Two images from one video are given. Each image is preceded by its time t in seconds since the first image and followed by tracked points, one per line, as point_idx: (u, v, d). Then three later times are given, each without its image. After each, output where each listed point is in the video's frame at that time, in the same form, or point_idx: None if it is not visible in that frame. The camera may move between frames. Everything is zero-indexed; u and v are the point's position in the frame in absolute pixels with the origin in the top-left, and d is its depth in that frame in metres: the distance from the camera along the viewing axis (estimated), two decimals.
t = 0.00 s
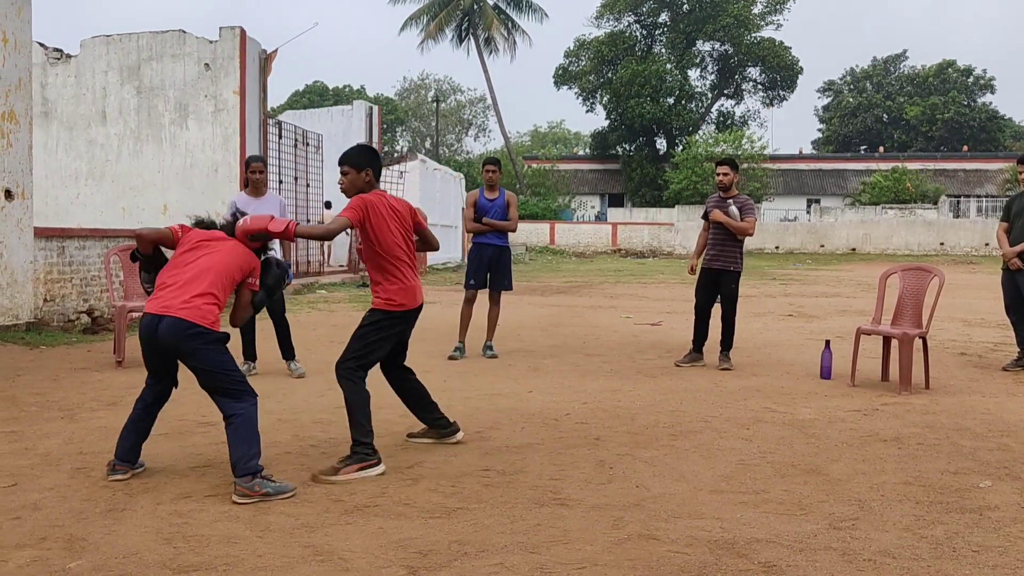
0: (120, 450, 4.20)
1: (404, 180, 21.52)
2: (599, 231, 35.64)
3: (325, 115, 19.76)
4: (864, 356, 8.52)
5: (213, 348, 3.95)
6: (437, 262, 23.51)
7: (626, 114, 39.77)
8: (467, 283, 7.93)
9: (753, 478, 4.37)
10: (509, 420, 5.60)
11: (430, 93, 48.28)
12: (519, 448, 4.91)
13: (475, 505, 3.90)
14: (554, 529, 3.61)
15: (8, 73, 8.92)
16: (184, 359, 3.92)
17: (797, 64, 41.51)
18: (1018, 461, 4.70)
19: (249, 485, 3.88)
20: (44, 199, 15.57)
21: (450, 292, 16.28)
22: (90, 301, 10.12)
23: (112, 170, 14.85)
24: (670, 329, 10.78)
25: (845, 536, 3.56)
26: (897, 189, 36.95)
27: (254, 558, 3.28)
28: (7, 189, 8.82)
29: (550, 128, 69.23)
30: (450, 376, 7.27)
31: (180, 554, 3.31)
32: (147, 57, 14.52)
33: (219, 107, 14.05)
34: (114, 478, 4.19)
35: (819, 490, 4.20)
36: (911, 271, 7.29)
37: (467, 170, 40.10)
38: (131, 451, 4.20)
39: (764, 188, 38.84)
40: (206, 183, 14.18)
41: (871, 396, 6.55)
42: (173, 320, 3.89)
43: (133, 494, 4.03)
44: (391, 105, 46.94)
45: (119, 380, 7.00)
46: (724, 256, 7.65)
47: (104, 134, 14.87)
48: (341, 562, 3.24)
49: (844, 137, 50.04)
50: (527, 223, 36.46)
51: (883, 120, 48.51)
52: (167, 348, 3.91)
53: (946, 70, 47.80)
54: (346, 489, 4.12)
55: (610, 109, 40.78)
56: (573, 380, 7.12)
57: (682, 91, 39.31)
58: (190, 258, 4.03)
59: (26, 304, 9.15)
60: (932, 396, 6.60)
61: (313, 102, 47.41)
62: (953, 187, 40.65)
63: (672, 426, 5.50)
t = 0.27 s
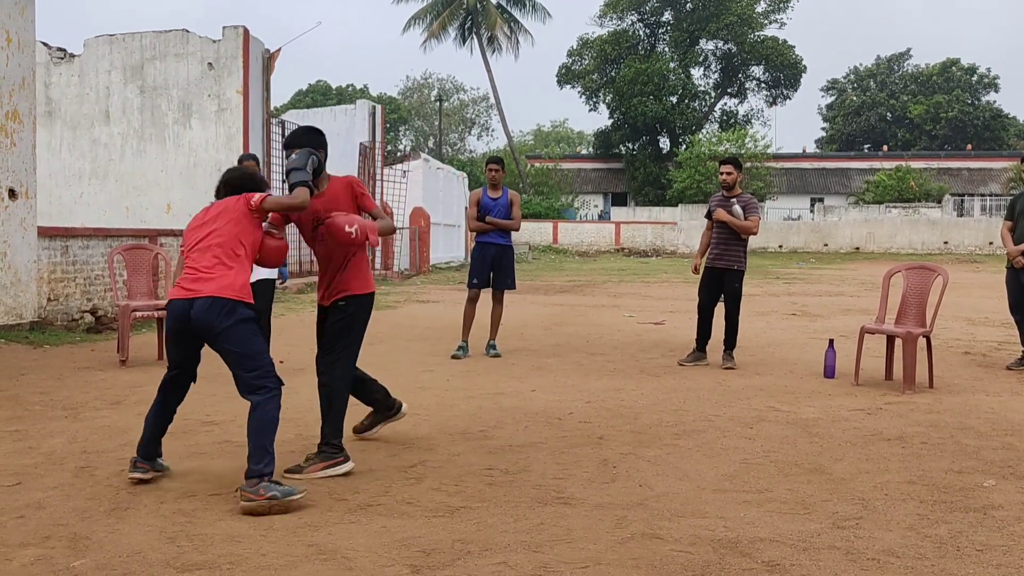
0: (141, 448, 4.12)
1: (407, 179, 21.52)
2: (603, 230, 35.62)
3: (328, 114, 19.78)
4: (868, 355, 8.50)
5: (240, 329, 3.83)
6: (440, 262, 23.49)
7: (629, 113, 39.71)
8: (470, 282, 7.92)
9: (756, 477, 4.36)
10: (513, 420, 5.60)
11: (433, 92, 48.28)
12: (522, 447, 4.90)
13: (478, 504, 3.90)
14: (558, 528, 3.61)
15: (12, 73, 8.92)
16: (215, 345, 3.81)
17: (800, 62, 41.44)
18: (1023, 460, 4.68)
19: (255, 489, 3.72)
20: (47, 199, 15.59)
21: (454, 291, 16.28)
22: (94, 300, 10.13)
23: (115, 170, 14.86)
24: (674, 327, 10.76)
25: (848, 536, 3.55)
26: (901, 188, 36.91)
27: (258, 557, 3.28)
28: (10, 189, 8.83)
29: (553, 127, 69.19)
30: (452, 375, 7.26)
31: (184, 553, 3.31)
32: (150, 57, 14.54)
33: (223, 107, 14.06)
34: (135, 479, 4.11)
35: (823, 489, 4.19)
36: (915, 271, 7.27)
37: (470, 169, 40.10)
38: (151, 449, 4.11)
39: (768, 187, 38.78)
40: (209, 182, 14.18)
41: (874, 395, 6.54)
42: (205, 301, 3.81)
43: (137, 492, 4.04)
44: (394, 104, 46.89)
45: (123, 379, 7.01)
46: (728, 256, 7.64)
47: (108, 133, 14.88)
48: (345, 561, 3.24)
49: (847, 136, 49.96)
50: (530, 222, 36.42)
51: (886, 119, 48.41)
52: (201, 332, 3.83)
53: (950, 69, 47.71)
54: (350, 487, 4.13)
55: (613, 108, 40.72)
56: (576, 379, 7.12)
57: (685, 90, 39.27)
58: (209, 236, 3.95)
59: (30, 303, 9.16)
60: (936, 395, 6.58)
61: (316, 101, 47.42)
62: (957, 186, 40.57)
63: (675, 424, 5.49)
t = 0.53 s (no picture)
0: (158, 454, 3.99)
1: (410, 178, 21.53)
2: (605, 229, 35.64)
3: (331, 113, 19.84)
4: (870, 354, 8.50)
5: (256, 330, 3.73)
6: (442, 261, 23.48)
7: (632, 112, 39.68)
8: (472, 281, 7.91)
9: (759, 476, 4.36)
10: (515, 418, 5.60)
11: (436, 91, 48.29)
12: (524, 446, 4.91)
13: (480, 503, 3.90)
14: (560, 527, 3.61)
15: (15, 73, 8.93)
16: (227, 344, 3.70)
17: (803, 61, 41.40)
18: None
19: (249, 496, 3.62)
20: (51, 199, 15.61)
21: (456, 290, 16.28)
22: (97, 299, 10.15)
23: (118, 169, 14.88)
24: (676, 326, 10.76)
25: (850, 535, 3.55)
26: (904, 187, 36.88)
27: (261, 556, 3.28)
28: (14, 188, 8.83)
29: (556, 125, 69.20)
30: (454, 374, 7.26)
31: (187, 551, 3.32)
32: (153, 56, 14.55)
33: (226, 106, 14.07)
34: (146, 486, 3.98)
35: (826, 488, 4.18)
36: (918, 270, 7.27)
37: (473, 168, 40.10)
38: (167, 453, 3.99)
39: (771, 185, 38.75)
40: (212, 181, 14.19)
41: (877, 394, 6.54)
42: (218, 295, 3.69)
43: (141, 491, 4.04)
44: (397, 104, 46.92)
45: (126, 378, 7.02)
46: (731, 255, 7.63)
47: (111, 133, 14.90)
48: (348, 560, 3.24)
49: (850, 134, 49.92)
50: (533, 221, 36.41)
51: (889, 118, 48.36)
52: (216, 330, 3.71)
53: (953, 67, 47.64)
54: (353, 486, 4.13)
55: (616, 107, 40.68)
56: (578, 378, 7.12)
57: (688, 89, 39.26)
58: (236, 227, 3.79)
59: (33, 302, 9.17)
60: (939, 394, 6.57)
61: (318, 100, 47.46)
62: (959, 185, 40.53)
63: (678, 423, 5.49)
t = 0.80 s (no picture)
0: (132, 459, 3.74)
1: (412, 178, 21.53)
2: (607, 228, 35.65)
3: (333, 113, 19.86)
4: (873, 353, 8.49)
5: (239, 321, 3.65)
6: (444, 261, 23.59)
7: (634, 111, 39.66)
8: (474, 281, 7.91)
9: (762, 476, 4.36)
10: (518, 417, 5.60)
11: (438, 91, 48.31)
12: (527, 445, 4.91)
13: (483, 502, 3.90)
14: (563, 526, 3.61)
15: (17, 72, 8.92)
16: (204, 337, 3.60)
17: (805, 60, 41.40)
18: None
19: (252, 496, 3.62)
20: (53, 198, 15.63)
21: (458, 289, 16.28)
22: (100, 298, 10.17)
23: (121, 168, 14.92)
24: (678, 326, 10.76)
25: (853, 534, 3.54)
26: (906, 186, 36.86)
27: (263, 555, 3.28)
28: (16, 187, 8.83)
29: (558, 124, 69.19)
30: (457, 373, 7.27)
31: (190, 550, 3.32)
32: (155, 56, 14.56)
33: (228, 105, 14.07)
34: (123, 493, 3.69)
35: (828, 487, 4.18)
36: (920, 268, 7.27)
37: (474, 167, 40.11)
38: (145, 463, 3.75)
39: (773, 184, 38.72)
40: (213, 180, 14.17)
41: (879, 394, 6.53)
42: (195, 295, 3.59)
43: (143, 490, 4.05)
44: (399, 103, 46.91)
45: (128, 377, 7.03)
46: (732, 254, 7.63)
47: (113, 132, 14.92)
48: (351, 559, 3.24)
49: (853, 133, 49.90)
50: (535, 220, 36.38)
51: (892, 117, 48.31)
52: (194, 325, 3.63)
53: (956, 66, 47.64)
54: (356, 485, 4.14)
55: (618, 106, 40.66)
56: (581, 377, 7.12)
57: (690, 88, 39.26)
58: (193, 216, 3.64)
59: (36, 301, 9.19)
60: (941, 393, 6.57)
61: (320, 99, 47.50)
62: (962, 184, 40.49)
63: (681, 423, 5.48)
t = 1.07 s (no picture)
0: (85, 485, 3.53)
1: (414, 177, 21.54)
2: (609, 227, 35.65)
3: (336, 112, 19.88)
4: (876, 352, 8.48)
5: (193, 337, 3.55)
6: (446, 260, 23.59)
7: (636, 110, 39.64)
8: (476, 280, 7.91)
9: (764, 475, 4.36)
10: (520, 417, 5.60)
11: (440, 90, 48.31)
12: (530, 444, 4.91)
13: (486, 501, 3.90)
14: (565, 525, 3.61)
15: (20, 71, 8.93)
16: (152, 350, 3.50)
17: (808, 59, 41.37)
18: None
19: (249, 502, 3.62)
20: (56, 198, 15.64)
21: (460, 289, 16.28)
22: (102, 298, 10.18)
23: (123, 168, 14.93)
24: (681, 325, 10.76)
25: (856, 533, 3.54)
26: (909, 185, 36.80)
27: (266, 554, 3.28)
28: (19, 187, 8.84)
29: (560, 124, 69.17)
30: (460, 372, 7.28)
31: (193, 549, 3.32)
32: (157, 55, 14.56)
33: (230, 104, 14.07)
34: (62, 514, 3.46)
35: (831, 486, 4.18)
36: (923, 268, 7.26)
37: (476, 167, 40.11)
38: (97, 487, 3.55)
39: (775, 184, 38.67)
40: (215, 180, 14.17)
41: (882, 393, 6.52)
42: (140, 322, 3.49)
43: (146, 489, 4.06)
44: (401, 102, 46.92)
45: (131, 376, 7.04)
46: (724, 254, 7.63)
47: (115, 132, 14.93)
48: (354, 558, 3.25)
49: (855, 133, 49.85)
50: (537, 220, 36.32)
51: (894, 116, 48.26)
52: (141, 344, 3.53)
53: (958, 65, 47.63)
54: (358, 484, 4.14)
55: (620, 105, 40.64)
56: (583, 377, 7.12)
57: (692, 88, 39.22)
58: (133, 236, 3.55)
59: (38, 301, 9.20)
60: (944, 392, 6.56)
61: (322, 98, 47.52)
62: (964, 183, 40.43)
63: (683, 422, 5.48)
